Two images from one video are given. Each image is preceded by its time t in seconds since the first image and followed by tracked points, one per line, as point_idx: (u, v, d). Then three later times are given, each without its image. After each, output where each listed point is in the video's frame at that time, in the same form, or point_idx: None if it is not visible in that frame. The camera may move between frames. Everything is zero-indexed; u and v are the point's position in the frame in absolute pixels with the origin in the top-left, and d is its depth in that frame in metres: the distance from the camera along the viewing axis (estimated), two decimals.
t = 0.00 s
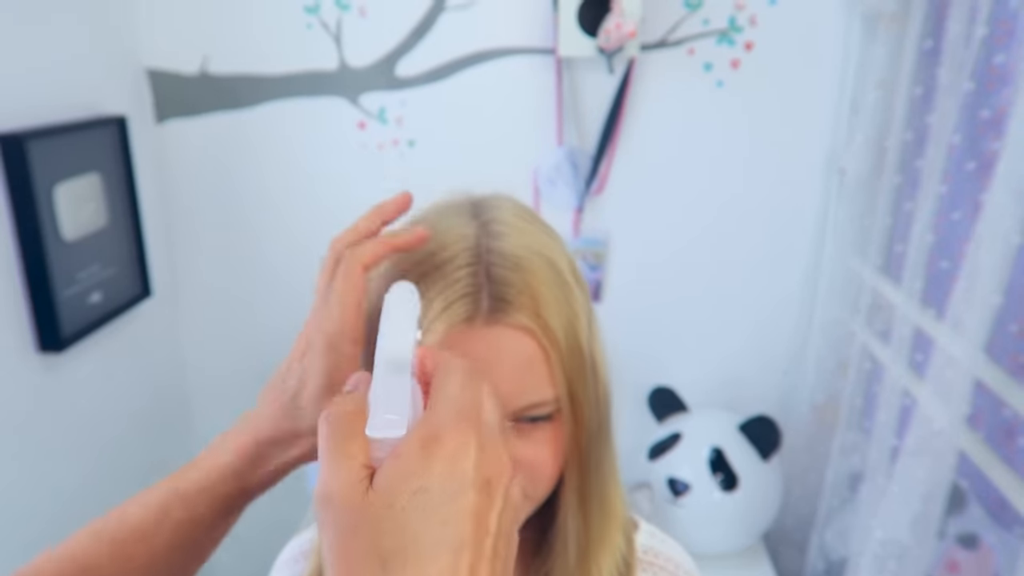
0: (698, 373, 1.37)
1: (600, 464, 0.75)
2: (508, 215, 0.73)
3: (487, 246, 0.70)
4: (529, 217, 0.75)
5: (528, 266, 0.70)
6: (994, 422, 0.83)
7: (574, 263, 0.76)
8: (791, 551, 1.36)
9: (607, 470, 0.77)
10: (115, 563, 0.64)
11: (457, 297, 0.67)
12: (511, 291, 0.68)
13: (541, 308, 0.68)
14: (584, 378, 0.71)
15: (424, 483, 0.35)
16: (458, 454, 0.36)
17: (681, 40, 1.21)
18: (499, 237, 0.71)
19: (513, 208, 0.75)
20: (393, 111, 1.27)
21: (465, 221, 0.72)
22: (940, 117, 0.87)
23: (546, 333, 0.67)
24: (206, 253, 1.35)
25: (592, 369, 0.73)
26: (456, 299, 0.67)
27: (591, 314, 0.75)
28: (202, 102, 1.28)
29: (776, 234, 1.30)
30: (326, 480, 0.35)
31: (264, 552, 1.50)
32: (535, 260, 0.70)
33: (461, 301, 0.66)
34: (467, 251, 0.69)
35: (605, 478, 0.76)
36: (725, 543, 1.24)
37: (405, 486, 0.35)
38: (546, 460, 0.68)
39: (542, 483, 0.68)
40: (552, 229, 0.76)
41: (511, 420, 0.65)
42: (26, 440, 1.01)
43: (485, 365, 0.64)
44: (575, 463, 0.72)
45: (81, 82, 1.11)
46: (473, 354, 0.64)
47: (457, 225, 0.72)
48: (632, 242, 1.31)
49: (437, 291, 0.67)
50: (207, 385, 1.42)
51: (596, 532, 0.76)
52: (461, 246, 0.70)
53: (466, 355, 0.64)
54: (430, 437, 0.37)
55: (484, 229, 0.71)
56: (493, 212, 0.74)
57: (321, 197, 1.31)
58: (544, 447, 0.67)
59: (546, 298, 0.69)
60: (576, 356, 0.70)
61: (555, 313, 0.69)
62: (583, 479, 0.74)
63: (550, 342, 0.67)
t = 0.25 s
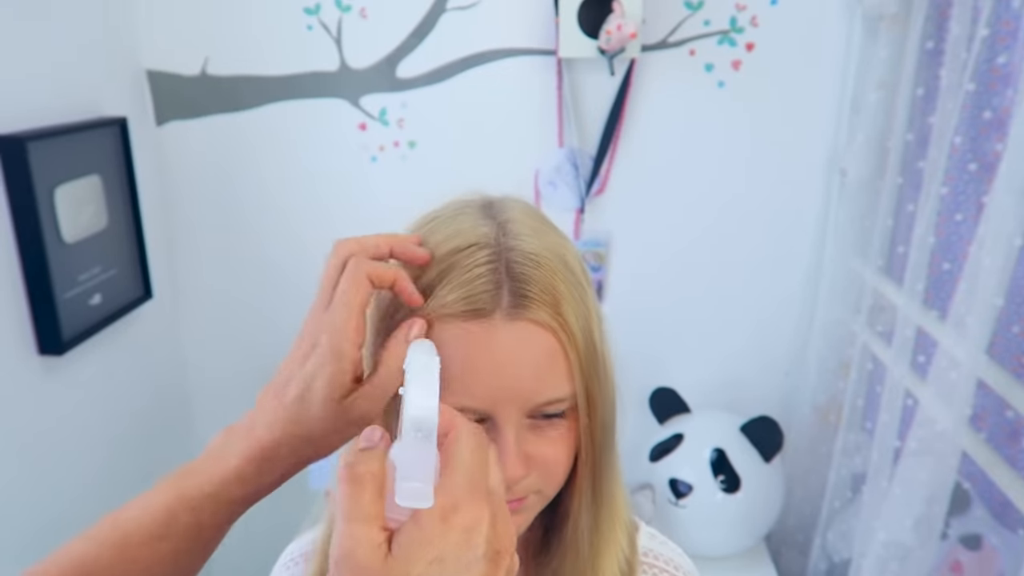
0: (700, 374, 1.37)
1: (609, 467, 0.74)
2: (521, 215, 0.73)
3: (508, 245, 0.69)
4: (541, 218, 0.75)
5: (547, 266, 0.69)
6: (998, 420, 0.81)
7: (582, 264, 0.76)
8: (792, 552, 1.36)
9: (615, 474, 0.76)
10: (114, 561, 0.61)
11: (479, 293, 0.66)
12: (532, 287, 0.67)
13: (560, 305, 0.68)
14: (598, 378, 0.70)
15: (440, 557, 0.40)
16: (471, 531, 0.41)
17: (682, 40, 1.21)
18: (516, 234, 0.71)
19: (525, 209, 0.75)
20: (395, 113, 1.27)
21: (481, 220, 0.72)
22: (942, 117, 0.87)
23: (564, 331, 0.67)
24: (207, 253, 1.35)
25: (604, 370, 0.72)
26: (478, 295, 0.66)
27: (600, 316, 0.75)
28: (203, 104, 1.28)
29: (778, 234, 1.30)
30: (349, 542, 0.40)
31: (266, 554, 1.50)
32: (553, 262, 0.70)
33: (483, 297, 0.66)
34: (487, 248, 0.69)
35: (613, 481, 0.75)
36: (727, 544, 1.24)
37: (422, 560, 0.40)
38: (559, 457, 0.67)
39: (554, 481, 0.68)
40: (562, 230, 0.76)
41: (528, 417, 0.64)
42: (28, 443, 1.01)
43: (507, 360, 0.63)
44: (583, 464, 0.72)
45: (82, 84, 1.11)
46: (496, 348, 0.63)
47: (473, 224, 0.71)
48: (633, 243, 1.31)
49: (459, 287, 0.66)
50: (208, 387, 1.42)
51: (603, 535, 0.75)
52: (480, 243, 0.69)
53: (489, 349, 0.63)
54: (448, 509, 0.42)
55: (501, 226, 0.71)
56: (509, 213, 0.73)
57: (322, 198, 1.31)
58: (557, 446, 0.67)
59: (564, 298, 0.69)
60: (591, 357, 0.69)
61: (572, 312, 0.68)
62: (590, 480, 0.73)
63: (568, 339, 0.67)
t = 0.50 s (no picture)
0: (700, 375, 1.37)
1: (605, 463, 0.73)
2: (520, 210, 0.70)
3: (506, 239, 0.66)
4: (539, 214, 0.72)
5: (545, 261, 0.66)
6: (997, 421, 0.81)
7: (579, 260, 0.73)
8: (793, 553, 1.36)
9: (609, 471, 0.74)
10: None
11: (475, 286, 0.62)
12: (530, 280, 0.64)
13: (558, 299, 0.65)
14: (595, 374, 0.68)
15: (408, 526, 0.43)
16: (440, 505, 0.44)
17: (681, 41, 1.21)
18: (514, 228, 0.67)
19: (524, 205, 0.71)
20: (394, 113, 1.27)
21: (478, 213, 0.68)
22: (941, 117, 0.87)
23: (563, 325, 0.64)
24: (207, 253, 1.35)
25: (601, 365, 0.69)
26: (474, 286, 0.62)
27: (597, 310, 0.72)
28: (202, 106, 1.28)
29: (778, 234, 1.30)
30: (324, 512, 0.43)
31: (265, 555, 1.50)
32: (552, 256, 0.67)
33: (480, 289, 0.62)
34: (485, 241, 0.65)
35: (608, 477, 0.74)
36: (727, 545, 1.23)
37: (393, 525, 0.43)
38: (557, 454, 0.64)
39: (551, 476, 0.64)
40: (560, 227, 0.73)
41: (524, 411, 0.61)
42: (28, 444, 1.01)
43: (504, 352, 0.59)
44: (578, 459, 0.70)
45: (81, 86, 1.11)
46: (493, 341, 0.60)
47: (470, 217, 0.68)
48: (632, 243, 1.31)
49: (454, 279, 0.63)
50: (208, 388, 1.42)
51: (601, 532, 0.74)
52: (477, 236, 0.65)
53: (485, 342, 0.60)
54: (416, 483, 0.45)
55: (499, 220, 0.67)
56: (506, 208, 0.69)
57: (321, 198, 1.31)
58: (555, 440, 0.64)
59: (563, 292, 0.65)
60: (588, 352, 0.67)
61: (570, 306, 0.65)
62: (585, 477, 0.72)
63: (566, 334, 0.64)
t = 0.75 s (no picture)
0: (700, 375, 1.37)
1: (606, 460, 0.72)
2: (520, 210, 0.69)
3: (504, 240, 0.64)
4: (540, 214, 0.70)
5: (543, 261, 0.65)
6: (998, 421, 0.81)
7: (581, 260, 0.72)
8: (793, 554, 1.36)
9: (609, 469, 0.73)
10: (105, 566, 0.68)
11: (472, 287, 0.61)
12: (528, 281, 0.63)
13: (556, 300, 0.63)
14: (595, 372, 0.66)
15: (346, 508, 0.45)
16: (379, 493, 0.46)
17: (680, 41, 1.21)
18: (513, 228, 0.66)
19: (524, 205, 0.70)
20: (393, 115, 1.27)
21: (477, 214, 0.67)
22: (940, 116, 0.87)
23: (561, 326, 0.63)
24: (206, 255, 1.34)
25: (601, 364, 0.68)
26: (471, 287, 0.61)
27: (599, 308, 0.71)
28: (201, 107, 1.28)
29: (777, 234, 1.30)
30: (268, 508, 0.47)
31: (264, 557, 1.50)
32: (550, 256, 0.65)
33: (476, 290, 0.61)
34: (483, 242, 0.64)
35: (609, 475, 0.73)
36: (727, 546, 1.23)
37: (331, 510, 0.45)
38: (556, 454, 0.63)
39: (552, 474, 0.64)
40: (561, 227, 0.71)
41: (523, 411, 0.60)
42: (28, 446, 1.01)
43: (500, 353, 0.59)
44: (578, 458, 0.69)
45: (80, 88, 1.11)
46: (490, 343, 0.59)
47: (468, 218, 0.66)
48: (632, 244, 1.31)
49: (450, 280, 0.62)
50: (208, 390, 1.42)
51: (602, 529, 0.73)
52: (473, 237, 0.64)
53: (482, 344, 0.59)
54: (352, 469, 0.48)
55: (498, 221, 0.66)
56: (505, 208, 0.68)
57: (320, 199, 1.31)
58: (554, 440, 0.63)
59: (561, 293, 0.64)
60: (588, 351, 0.65)
61: (569, 307, 0.64)
62: (586, 475, 0.71)
63: (565, 335, 0.63)
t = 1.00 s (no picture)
0: (701, 376, 1.37)
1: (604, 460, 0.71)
2: (512, 212, 0.68)
3: (495, 242, 0.64)
4: (533, 216, 0.70)
5: (535, 263, 0.64)
6: (1001, 422, 0.81)
7: (575, 261, 0.71)
8: (795, 555, 1.35)
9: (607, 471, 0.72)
10: None
11: (463, 291, 0.61)
12: (520, 283, 0.62)
13: (549, 303, 0.63)
14: (590, 374, 0.66)
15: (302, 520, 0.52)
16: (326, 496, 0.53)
17: (682, 42, 1.21)
18: (505, 231, 0.65)
19: (517, 207, 0.69)
20: (395, 115, 1.27)
21: (469, 217, 0.66)
22: (943, 116, 0.86)
23: (554, 328, 0.62)
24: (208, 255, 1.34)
25: (595, 366, 0.67)
26: (462, 291, 0.61)
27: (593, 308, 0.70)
28: (203, 108, 1.28)
29: (779, 235, 1.29)
30: (225, 517, 0.53)
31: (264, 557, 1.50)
32: (543, 258, 0.65)
33: (468, 293, 0.61)
34: (474, 246, 0.64)
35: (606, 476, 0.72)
36: (729, 547, 1.23)
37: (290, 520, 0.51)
38: (550, 456, 0.63)
39: (547, 476, 0.63)
40: (555, 229, 0.71)
41: (517, 414, 0.60)
42: (29, 447, 1.01)
43: (492, 358, 0.58)
44: (574, 459, 0.68)
45: (81, 87, 1.11)
46: (482, 346, 0.59)
47: (460, 221, 0.66)
48: (632, 244, 1.30)
49: (442, 284, 0.62)
50: (208, 391, 1.42)
51: (599, 532, 0.72)
52: (464, 240, 0.64)
53: (474, 347, 0.59)
54: (304, 480, 0.54)
55: (489, 223, 0.66)
56: (497, 210, 0.68)
57: (322, 200, 1.31)
58: (548, 442, 0.63)
59: (554, 294, 0.64)
60: (582, 353, 0.65)
61: (561, 309, 0.63)
62: (581, 477, 0.70)
63: (558, 338, 0.62)
